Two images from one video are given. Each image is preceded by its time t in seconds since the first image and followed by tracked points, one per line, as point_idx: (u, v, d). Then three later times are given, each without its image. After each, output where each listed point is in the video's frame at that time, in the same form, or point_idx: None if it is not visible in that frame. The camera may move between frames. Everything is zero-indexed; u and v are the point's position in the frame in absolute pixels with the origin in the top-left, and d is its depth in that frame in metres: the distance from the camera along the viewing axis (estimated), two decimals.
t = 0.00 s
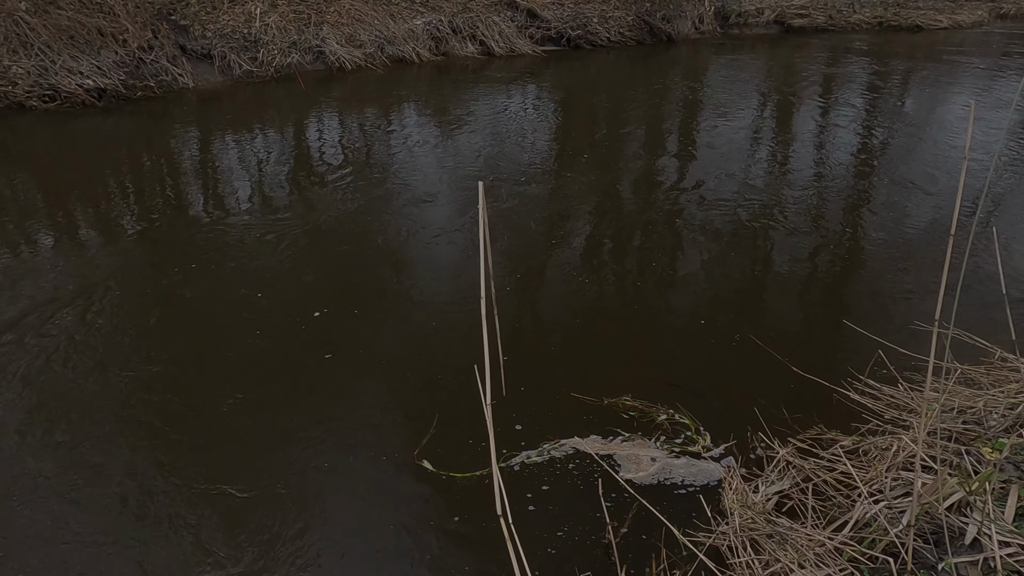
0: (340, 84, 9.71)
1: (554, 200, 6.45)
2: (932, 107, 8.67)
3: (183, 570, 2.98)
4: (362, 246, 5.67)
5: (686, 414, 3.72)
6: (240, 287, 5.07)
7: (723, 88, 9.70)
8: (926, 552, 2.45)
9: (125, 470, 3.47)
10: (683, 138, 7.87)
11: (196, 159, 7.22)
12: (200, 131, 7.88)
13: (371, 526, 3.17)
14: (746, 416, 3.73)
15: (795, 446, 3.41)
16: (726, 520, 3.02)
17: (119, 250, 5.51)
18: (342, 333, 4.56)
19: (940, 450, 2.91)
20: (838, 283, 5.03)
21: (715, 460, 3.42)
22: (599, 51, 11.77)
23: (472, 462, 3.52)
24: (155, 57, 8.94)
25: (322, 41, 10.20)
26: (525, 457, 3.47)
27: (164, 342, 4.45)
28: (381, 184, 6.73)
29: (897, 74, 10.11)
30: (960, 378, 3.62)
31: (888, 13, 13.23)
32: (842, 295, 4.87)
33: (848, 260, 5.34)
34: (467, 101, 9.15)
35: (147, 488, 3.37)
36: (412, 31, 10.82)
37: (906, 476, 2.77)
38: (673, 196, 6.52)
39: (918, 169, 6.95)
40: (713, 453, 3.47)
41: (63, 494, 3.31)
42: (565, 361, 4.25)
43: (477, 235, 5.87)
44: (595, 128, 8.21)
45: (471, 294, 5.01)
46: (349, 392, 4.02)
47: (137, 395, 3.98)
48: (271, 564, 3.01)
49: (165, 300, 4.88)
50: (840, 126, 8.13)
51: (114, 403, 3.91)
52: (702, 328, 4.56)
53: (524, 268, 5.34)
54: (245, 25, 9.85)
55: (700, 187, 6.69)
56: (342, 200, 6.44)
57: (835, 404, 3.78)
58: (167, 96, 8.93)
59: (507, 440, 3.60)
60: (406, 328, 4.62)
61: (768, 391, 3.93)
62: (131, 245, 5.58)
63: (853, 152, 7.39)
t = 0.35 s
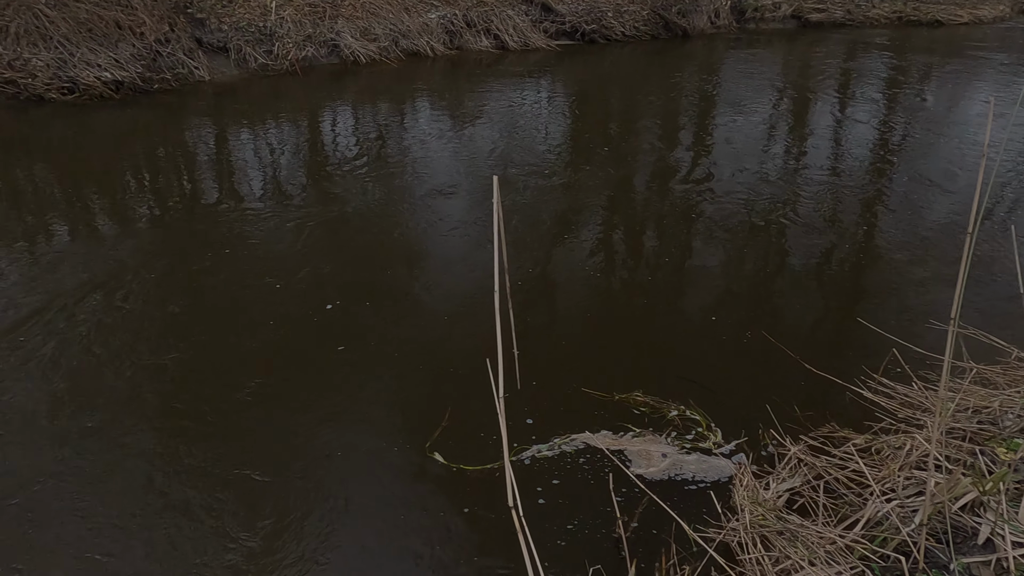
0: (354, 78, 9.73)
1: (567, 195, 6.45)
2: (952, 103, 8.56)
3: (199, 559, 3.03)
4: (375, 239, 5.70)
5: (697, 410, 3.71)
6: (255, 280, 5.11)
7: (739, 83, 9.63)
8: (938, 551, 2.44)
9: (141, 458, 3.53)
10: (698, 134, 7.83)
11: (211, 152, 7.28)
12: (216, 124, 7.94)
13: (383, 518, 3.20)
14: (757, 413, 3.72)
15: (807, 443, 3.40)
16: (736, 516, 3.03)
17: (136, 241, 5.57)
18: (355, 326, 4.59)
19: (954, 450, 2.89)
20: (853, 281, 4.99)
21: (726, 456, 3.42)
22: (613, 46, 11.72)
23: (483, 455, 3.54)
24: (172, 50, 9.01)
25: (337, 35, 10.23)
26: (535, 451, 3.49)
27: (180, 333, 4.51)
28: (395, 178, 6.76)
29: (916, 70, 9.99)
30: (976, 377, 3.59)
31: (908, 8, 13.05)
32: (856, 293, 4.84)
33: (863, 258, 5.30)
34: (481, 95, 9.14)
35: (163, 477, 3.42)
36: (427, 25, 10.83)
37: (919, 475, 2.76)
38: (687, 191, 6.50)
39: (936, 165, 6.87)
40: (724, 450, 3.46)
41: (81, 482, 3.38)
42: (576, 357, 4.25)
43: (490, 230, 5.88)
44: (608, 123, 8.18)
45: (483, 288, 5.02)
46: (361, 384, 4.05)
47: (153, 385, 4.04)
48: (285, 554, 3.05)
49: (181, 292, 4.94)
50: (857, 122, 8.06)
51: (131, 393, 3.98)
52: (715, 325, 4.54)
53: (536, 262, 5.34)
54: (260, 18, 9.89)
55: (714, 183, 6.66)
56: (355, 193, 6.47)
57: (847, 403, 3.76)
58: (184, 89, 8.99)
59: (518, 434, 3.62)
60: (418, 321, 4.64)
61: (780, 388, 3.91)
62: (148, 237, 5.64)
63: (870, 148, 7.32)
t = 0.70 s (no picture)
0: (369, 72, 9.76)
1: (580, 190, 6.44)
2: (972, 99, 8.44)
3: (212, 546, 3.07)
4: (388, 233, 5.72)
5: (708, 407, 3.70)
6: (269, 272, 5.15)
7: (755, 79, 9.55)
8: (950, 551, 2.43)
9: (156, 446, 3.58)
10: (713, 129, 7.78)
11: (227, 145, 7.33)
12: (231, 117, 7.99)
13: (394, 510, 3.23)
14: (769, 411, 3.71)
15: (819, 442, 3.38)
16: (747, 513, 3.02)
17: (152, 232, 5.63)
18: (368, 319, 4.62)
19: (968, 450, 2.87)
20: (868, 280, 4.95)
21: (737, 453, 3.42)
22: (628, 41, 11.66)
23: (493, 448, 3.55)
24: (189, 43, 9.07)
25: (352, 29, 10.25)
26: (546, 445, 3.50)
27: (194, 324, 4.56)
28: (408, 172, 6.77)
29: (936, 66, 9.85)
30: (992, 377, 3.55)
31: (929, 3, 12.87)
32: (870, 292, 4.80)
33: (878, 256, 5.26)
34: (495, 90, 9.13)
35: (177, 466, 3.46)
36: (442, 19, 10.83)
37: (932, 475, 2.74)
38: (700, 187, 6.46)
39: (955, 163, 6.79)
40: (735, 447, 3.46)
41: (97, 469, 3.43)
42: (587, 352, 4.25)
43: (502, 225, 5.88)
44: (623, 118, 8.15)
45: (495, 283, 5.03)
46: (373, 377, 4.08)
47: (168, 374, 4.09)
48: (296, 543, 3.09)
49: (197, 283, 4.99)
50: (875, 118, 7.98)
51: (146, 382, 4.03)
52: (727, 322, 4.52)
53: (549, 257, 5.34)
54: (277, 12, 9.94)
55: (729, 179, 6.62)
56: (369, 187, 6.50)
57: (860, 402, 3.74)
58: (200, 82, 9.06)
59: (528, 428, 3.63)
60: (430, 315, 4.66)
61: (793, 386, 3.90)
62: (164, 228, 5.70)
63: (888, 145, 7.24)
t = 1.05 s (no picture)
0: (383, 67, 9.79)
1: (593, 186, 6.42)
2: (992, 97, 8.32)
3: (225, 534, 3.11)
4: (401, 228, 5.74)
5: (719, 405, 3.69)
6: (283, 266, 5.19)
7: (771, 76, 9.48)
8: (962, 552, 2.42)
9: (169, 436, 3.63)
10: (728, 127, 7.73)
11: (242, 139, 7.39)
12: (247, 111, 8.05)
13: (405, 503, 3.25)
14: (780, 409, 3.70)
15: (830, 441, 3.37)
16: (756, 511, 3.02)
17: (167, 225, 5.69)
18: (380, 313, 4.65)
19: (982, 452, 2.84)
20: (882, 279, 4.91)
21: (747, 452, 3.41)
22: (643, 37, 11.60)
23: (503, 443, 3.57)
24: (205, 38, 9.13)
25: (367, 24, 10.28)
26: (556, 441, 3.51)
27: (208, 316, 4.60)
28: (421, 168, 6.79)
29: (955, 63, 9.72)
30: (1007, 379, 3.52)
31: None
32: (885, 292, 4.76)
33: (894, 256, 5.21)
34: (508, 86, 9.12)
35: (192, 456, 3.51)
36: (456, 15, 10.84)
37: (944, 475, 2.73)
38: (714, 185, 6.43)
39: (973, 162, 6.71)
40: (746, 445, 3.45)
41: (113, 457, 3.49)
42: (598, 349, 4.25)
43: (515, 221, 5.88)
44: (636, 115, 8.12)
45: (507, 279, 5.03)
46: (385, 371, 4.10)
47: (182, 365, 4.14)
48: (308, 534, 3.12)
49: (210, 276, 5.03)
50: (892, 116, 7.90)
51: (161, 372, 4.08)
52: (739, 320, 4.50)
53: (561, 253, 5.34)
54: (292, 7, 9.97)
55: (743, 177, 6.57)
56: (382, 182, 6.51)
57: (873, 403, 3.72)
58: (216, 76, 9.12)
59: (538, 424, 3.64)
60: (441, 310, 4.68)
61: (805, 385, 3.88)
62: (180, 221, 5.75)
63: (905, 143, 7.16)
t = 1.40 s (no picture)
0: (399, 63, 9.82)
1: (608, 183, 6.40)
2: (1016, 96, 8.18)
3: (238, 522, 3.14)
4: (415, 223, 5.76)
5: (732, 404, 3.68)
6: (298, 260, 5.22)
7: (789, 73, 9.39)
8: (977, 555, 2.39)
9: (185, 426, 3.67)
10: (744, 124, 7.67)
11: (259, 133, 7.44)
12: (263, 106, 8.10)
13: (416, 496, 3.27)
14: (794, 410, 3.67)
15: (844, 441, 3.34)
16: (768, 511, 3.01)
17: (185, 218, 5.75)
18: (393, 308, 4.67)
19: (999, 454, 2.81)
20: (899, 280, 4.86)
21: (760, 451, 3.40)
22: (659, 34, 11.55)
23: (514, 439, 3.57)
24: (223, 33, 9.19)
25: (383, 20, 10.31)
26: (568, 437, 3.51)
27: (224, 309, 4.65)
28: (436, 164, 6.80)
29: (978, 61, 9.58)
30: None
31: None
32: (902, 292, 4.71)
33: (912, 256, 5.15)
34: (524, 82, 9.11)
35: (206, 446, 3.55)
36: (472, 11, 10.84)
37: (960, 478, 2.70)
38: (730, 183, 6.39)
39: (995, 162, 6.61)
40: (758, 444, 3.43)
41: (130, 446, 3.54)
42: (611, 347, 4.24)
43: (529, 217, 5.87)
44: (652, 112, 8.08)
45: (520, 275, 5.04)
46: (398, 365, 4.13)
47: (198, 357, 4.19)
48: (320, 525, 3.14)
49: (226, 269, 5.07)
50: (912, 115, 7.80)
51: (177, 364, 4.13)
52: (753, 319, 4.48)
53: (574, 250, 5.33)
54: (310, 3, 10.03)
55: (759, 175, 6.53)
56: (397, 177, 6.53)
57: (888, 404, 3.69)
58: (234, 71, 9.18)
59: (550, 420, 3.65)
60: (454, 306, 4.69)
61: (819, 385, 3.85)
62: (196, 214, 5.81)
63: (925, 142, 7.07)
